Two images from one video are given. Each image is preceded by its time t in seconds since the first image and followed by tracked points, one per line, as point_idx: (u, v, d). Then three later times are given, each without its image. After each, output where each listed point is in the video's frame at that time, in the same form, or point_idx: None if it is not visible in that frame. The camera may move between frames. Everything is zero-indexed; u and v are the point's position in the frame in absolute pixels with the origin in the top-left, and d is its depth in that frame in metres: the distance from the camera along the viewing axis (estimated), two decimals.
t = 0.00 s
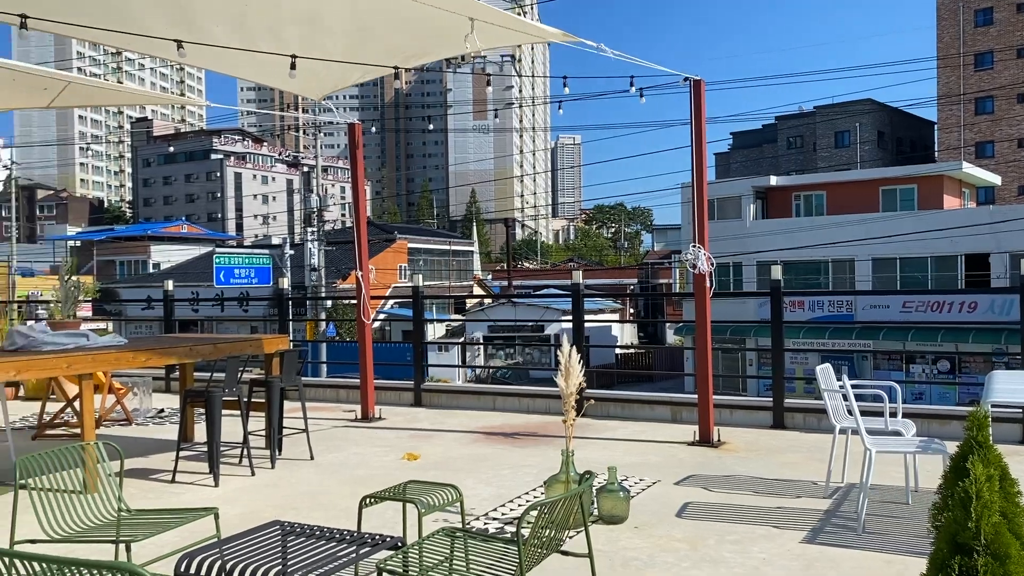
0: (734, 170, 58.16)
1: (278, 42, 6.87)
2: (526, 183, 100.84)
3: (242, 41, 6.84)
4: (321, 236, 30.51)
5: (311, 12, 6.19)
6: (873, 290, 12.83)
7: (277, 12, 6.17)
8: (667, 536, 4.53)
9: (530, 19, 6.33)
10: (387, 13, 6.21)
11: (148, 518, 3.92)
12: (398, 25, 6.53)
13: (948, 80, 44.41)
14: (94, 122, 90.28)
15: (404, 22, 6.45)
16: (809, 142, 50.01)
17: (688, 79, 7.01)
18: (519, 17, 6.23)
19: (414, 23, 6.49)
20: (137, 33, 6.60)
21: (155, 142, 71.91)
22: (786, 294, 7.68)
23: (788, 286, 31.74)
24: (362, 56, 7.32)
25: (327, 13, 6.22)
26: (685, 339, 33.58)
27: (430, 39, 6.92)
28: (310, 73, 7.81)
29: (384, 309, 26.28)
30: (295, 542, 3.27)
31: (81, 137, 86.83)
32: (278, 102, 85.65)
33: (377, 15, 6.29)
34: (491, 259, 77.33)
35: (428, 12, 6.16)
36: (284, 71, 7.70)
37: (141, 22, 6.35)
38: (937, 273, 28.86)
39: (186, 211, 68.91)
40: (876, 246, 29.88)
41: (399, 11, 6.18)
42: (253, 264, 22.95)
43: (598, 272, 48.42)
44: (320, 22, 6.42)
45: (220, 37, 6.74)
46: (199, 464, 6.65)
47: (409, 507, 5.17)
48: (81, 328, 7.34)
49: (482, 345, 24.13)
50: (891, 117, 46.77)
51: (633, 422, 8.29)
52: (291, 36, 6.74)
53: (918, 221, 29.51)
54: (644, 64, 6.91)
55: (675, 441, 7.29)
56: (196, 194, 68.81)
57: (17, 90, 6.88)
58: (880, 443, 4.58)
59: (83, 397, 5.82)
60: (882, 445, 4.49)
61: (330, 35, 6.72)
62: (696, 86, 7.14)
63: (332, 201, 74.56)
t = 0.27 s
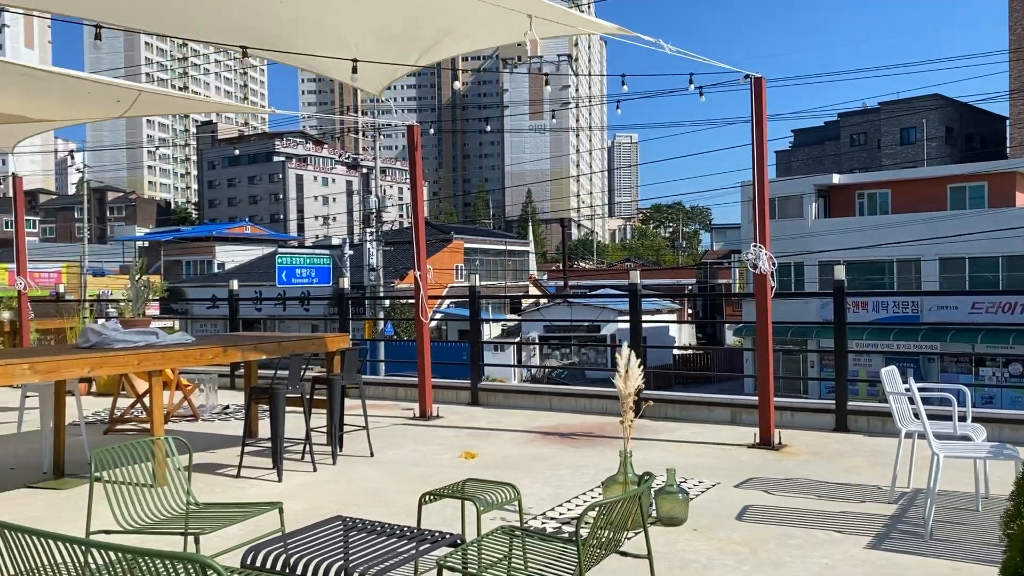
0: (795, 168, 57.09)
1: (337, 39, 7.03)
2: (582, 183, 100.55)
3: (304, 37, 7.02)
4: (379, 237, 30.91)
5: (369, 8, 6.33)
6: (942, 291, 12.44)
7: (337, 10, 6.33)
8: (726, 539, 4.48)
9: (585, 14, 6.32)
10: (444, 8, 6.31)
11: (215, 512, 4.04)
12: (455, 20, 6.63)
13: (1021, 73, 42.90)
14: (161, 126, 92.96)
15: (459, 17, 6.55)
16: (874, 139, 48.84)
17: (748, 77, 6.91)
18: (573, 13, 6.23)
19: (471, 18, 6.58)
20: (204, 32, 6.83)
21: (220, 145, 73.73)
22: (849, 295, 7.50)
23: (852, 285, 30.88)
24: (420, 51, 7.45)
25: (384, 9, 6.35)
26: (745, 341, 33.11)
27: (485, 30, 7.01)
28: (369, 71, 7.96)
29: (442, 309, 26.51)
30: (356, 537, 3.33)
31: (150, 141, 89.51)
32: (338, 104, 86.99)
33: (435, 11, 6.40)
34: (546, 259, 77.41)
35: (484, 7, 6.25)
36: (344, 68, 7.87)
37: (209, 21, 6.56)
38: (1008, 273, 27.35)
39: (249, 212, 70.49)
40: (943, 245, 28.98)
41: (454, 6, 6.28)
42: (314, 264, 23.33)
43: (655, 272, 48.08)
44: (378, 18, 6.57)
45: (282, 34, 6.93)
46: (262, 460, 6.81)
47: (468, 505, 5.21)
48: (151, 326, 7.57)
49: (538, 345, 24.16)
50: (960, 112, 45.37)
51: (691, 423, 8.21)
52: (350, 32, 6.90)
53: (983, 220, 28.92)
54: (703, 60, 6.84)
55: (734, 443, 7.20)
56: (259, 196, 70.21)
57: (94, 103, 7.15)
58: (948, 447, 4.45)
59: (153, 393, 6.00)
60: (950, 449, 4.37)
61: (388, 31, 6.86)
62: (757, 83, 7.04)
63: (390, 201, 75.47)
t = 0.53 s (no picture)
0: (857, 166, 55.82)
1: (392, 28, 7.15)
2: (638, 182, 99.86)
3: (360, 27, 7.16)
4: (435, 236, 31.17)
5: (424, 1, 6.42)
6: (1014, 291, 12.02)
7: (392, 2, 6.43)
8: (786, 543, 4.41)
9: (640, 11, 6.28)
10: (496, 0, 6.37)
11: (277, 507, 4.12)
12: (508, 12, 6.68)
13: None
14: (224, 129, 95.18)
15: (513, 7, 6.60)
16: (940, 134, 47.47)
17: (809, 73, 6.79)
18: (628, 11, 6.20)
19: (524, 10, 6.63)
20: (264, 19, 7.02)
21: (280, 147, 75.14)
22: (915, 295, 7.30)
23: (918, 286, 29.95)
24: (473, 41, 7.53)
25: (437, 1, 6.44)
26: (805, 342, 32.49)
27: (537, 19, 7.06)
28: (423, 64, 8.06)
29: (497, 308, 26.60)
30: (414, 534, 3.37)
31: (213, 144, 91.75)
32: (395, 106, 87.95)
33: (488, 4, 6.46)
34: (602, 259, 77.11)
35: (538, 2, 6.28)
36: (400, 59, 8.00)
37: (268, 9, 6.74)
38: None
39: (309, 213, 71.72)
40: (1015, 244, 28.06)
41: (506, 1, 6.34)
42: (371, 265, 23.58)
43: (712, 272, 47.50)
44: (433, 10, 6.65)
45: (339, 23, 7.09)
46: (321, 456, 6.93)
47: (524, 504, 5.23)
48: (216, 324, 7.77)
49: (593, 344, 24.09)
50: None
51: (750, 426, 8.09)
52: (405, 23, 7.01)
53: None
54: (762, 57, 6.74)
55: (793, 446, 7.08)
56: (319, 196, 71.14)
57: (160, 109, 7.35)
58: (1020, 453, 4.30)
59: (217, 389, 6.15)
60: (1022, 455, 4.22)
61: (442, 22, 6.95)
62: (818, 80, 6.90)
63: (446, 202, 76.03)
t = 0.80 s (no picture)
0: (920, 162, 54.40)
1: (444, 39, 7.22)
2: (694, 181, 98.92)
3: (413, 38, 7.24)
4: (489, 236, 31.36)
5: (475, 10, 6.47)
6: None
7: (444, 9, 6.49)
8: (846, 547, 4.33)
9: (694, 10, 6.23)
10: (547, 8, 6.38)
11: (334, 503, 4.19)
12: (559, 20, 6.69)
13: None
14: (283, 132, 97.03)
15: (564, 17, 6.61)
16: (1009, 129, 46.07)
17: (870, 69, 6.65)
18: (682, 10, 6.15)
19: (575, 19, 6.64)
20: (320, 33, 7.15)
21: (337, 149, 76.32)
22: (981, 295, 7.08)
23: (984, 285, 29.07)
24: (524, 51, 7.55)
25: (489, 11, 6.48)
26: (865, 342, 31.83)
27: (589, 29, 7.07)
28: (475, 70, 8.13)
29: (551, 308, 26.68)
30: (469, 532, 3.40)
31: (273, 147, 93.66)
32: (449, 106, 88.54)
33: (539, 11, 6.47)
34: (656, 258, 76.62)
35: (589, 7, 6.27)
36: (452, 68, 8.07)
37: (324, 23, 6.86)
38: None
39: (365, 213, 72.69)
40: None
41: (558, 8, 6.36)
42: (426, 264, 23.73)
43: (770, 271, 46.80)
44: (484, 19, 6.69)
45: (392, 35, 7.18)
46: (377, 453, 7.02)
47: (578, 504, 5.22)
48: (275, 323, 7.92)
49: (648, 344, 24.00)
50: None
51: (808, 427, 7.96)
52: (457, 33, 7.07)
53: None
54: (820, 53, 6.62)
55: (853, 448, 6.94)
56: (375, 198, 72.60)
57: (221, 114, 7.55)
58: None
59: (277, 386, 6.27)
60: None
61: (494, 32, 7.00)
62: (880, 76, 6.76)
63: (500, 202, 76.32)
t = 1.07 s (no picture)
0: (986, 158, 52.77)
1: (495, 43, 7.24)
2: (749, 178, 97.56)
3: (464, 43, 7.27)
4: (541, 236, 31.36)
5: (526, 12, 6.46)
6: None
7: (495, 13, 6.50)
8: (908, 553, 4.24)
9: (749, 7, 6.16)
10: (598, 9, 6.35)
11: (390, 499, 4.25)
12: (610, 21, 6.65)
13: None
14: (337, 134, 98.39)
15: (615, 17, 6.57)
16: None
17: (933, 63, 6.49)
18: (737, 8, 6.09)
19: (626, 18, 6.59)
20: (372, 41, 7.23)
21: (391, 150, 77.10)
22: None
23: None
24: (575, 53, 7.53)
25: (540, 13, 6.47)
26: (927, 343, 31.02)
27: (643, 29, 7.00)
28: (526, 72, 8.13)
29: (603, 308, 26.60)
30: (523, 530, 3.42)
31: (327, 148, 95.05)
32: (501, 106, 88.72)
33: (590, 12, 6.44)
34: (710, 258, 75.80)
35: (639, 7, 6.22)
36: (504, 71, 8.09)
37: (375, 31, 6.94)
38: None
39: (418, 213, 73.34)
40: None
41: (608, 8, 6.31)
42: (478, 264, 23.78)
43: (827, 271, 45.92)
44: (534, 22, 6.68)
45: (444, 41, 7.22)
46: (431, 451, 7.08)
47: (632, 505, 5.20)
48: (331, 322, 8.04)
49: (702, 345, 23.78)
50: None
51: (867, 430, 7.80)
52: (508, 37, 7.08)
53: None
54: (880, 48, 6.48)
55: (915, 452, 6.78)
56: (427, 198, 73.28)
57: (279, 117, 7.71)
58: None
59: (333, 384, 6.37)
60: None
61: (545, 34, 6.99)
62: (942, 70, 6.59)
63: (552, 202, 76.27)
